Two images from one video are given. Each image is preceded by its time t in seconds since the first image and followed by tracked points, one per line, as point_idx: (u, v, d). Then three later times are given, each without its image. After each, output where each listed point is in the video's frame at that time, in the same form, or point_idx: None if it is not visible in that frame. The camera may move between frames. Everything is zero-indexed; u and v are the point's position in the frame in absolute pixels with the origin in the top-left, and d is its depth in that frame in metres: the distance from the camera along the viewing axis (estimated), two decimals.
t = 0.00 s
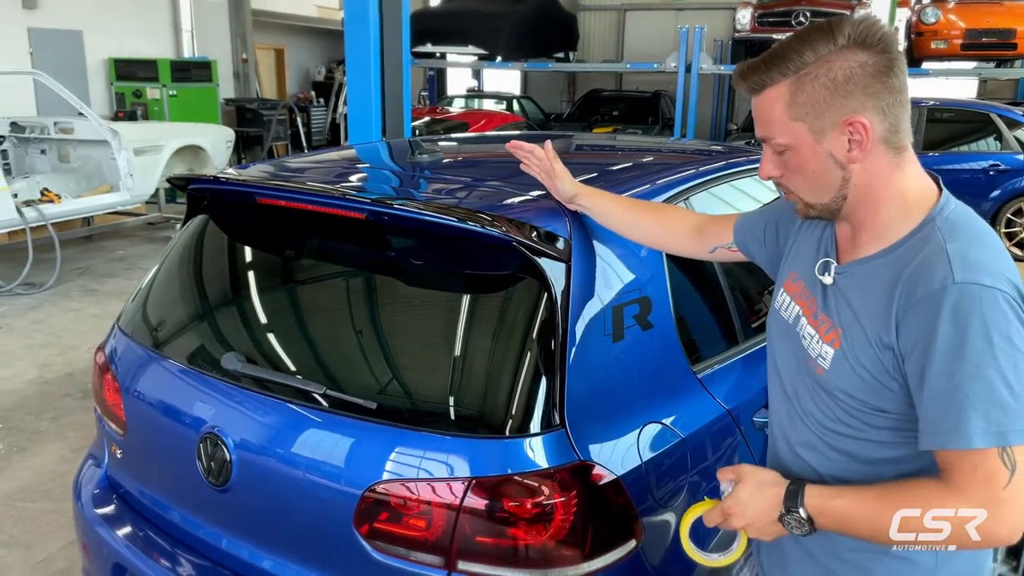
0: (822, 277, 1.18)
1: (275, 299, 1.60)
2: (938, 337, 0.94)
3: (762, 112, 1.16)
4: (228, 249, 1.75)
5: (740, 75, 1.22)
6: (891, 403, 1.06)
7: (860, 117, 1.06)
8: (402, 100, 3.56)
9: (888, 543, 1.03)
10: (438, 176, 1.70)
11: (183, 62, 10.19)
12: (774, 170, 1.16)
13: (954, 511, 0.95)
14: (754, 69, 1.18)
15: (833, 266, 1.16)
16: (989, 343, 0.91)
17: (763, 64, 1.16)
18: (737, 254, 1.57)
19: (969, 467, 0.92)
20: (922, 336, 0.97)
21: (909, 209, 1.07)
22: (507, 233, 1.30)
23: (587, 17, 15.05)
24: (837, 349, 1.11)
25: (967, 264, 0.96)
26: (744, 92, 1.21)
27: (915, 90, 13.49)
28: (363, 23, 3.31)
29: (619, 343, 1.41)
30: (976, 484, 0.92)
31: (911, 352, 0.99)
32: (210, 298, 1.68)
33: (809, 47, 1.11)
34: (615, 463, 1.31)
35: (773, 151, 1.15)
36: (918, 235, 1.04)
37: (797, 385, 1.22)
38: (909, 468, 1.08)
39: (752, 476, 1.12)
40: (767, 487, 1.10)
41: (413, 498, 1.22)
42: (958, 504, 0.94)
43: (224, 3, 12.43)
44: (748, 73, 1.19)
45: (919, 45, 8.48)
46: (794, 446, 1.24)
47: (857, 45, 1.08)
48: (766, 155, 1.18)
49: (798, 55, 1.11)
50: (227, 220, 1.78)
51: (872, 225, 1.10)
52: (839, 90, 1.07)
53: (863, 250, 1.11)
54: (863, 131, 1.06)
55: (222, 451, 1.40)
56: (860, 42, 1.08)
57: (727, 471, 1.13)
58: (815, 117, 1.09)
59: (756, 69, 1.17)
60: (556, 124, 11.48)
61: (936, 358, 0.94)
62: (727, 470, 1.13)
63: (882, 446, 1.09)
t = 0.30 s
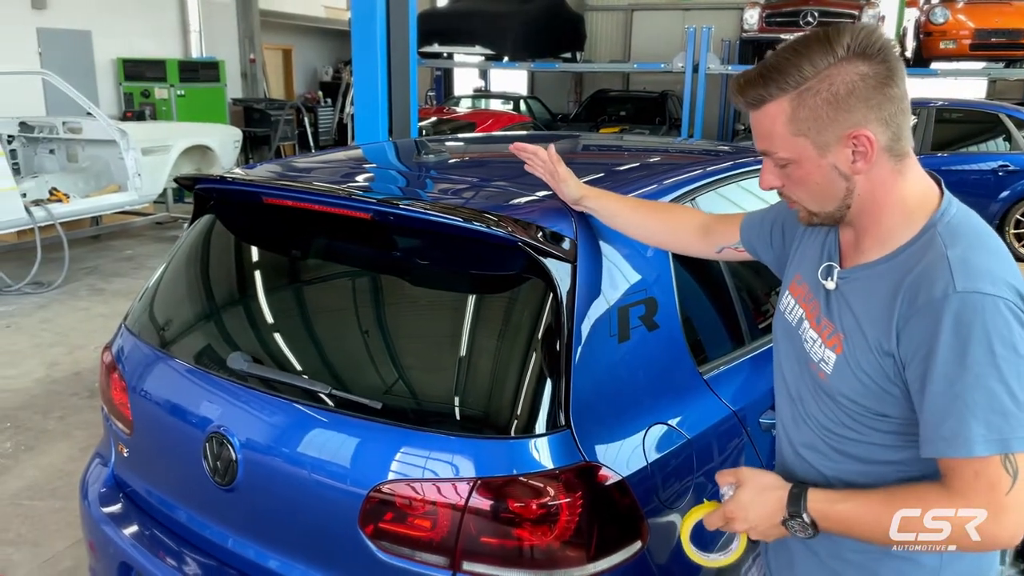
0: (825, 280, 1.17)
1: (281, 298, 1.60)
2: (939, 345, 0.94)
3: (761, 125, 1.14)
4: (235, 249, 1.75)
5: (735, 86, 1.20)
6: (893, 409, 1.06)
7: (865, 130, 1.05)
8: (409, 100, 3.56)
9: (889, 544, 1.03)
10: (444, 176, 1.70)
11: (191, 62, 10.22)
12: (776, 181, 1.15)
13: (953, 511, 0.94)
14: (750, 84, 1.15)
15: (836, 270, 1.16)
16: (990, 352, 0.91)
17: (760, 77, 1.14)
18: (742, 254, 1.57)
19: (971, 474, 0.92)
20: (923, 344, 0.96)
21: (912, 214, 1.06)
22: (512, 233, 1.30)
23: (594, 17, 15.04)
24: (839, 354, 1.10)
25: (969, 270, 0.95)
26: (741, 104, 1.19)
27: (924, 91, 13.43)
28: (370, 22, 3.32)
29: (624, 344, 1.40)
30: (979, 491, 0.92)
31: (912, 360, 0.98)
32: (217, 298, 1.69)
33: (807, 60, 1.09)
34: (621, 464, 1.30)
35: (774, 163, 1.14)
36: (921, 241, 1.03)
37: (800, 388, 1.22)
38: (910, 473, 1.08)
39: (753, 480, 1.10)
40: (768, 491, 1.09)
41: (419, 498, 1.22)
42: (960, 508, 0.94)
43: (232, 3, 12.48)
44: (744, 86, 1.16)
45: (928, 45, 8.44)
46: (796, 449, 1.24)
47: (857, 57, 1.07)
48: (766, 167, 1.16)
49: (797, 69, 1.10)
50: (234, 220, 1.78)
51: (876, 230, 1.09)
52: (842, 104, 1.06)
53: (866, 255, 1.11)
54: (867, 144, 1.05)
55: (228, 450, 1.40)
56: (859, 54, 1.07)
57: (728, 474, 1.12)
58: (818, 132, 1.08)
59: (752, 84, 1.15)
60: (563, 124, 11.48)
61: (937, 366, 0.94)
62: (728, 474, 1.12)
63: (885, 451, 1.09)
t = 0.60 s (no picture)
0: (832, 281, 1.16)
1: (286, 297, 1.60)
2: (947, 350, 0.93)
3: (772, 127, 1.12)
4: (239, 248, 1.74)
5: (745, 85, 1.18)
6: (899, 411, 1.05)
7: (881, 137, 1.04)
8: (413, 100, 3.56)
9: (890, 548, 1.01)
10: (448, 176, 1.69)
11: (197, 62, 10.24)
12: (784, 182, 1.14)
13: (954, 510, 0.94)
14: (762, 85, 1.13)
15: (843, 271, 1.15)
16: (998, 357, 0.90)
17: (772, 79, 1.11)
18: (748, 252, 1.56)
19: (981, 478, 0.91)
20: (932, 348, 0.96)
21: (919, 216, 1.05)
22: (516, 232, 1.30)
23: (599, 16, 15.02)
24: (846, 355, 1.09)
25: (978, 275, 0.94)
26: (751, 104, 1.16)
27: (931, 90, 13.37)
28: (374, 21, 3.32)
29: (629, 345, 1.40)
30: (989, 494, 0.92)
31: (920, 364, 0.97)
32: (221, 297, 1.69)
33: (823, 63, 1.07)
34: (625, 466, 1.29)
35: (784, 165, 1.12)
36: (930, 244, 1.02)
37: (805, 388, 1.21)
38: (915, 476, 1.08)
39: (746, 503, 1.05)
40: (767, 513, 1.05)
41: (421, 499, 1.22)
42: (968, 512, 0.93)
43: (238, 3, 12.50)
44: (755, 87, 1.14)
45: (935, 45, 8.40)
46: (800, 449, 1.23)
47: (874, 62, 1.05)
48: (775, 168, 1.15)
49: (812, 73, 1.07)
50: (239, 220, 1.78)
51: (883, 232, 1.08)
52: (858, 110, 1.04)
53: (873, 256, 1.10)
54: (882, 151, 1.04)
55: (230, 450, 1.40)
56: (877, 59, 1.05)
57: (719, 502, 1.06)
58: (833, 138, 1.06)
59: (763, 85, 1.12)
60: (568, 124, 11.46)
61: (944, 371, 0.93)
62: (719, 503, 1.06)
63: (890, 454, 1.09)
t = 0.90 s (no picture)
0: (840, 281, 1.16)
1: (290, 298, 1.60)
2: (957, 349, 0.92)
3: (784, 124, 1.10)
4: (244, 249, 1.74)
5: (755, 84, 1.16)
6: (908, 412, 1.04)
7: (895, 128, 1.03)
8: (417, 99, 3.56)
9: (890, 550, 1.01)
10: (453, 176, 1.69)
11: (202, 62, 10.27)
12: (794, 181, 1.12)
13: (954, 510, 0.94)
14: (775, 81, 1.11)
15: (851, 271, 1.14)
16: (1008, 356, 0.89)
17: (785, 75, 1.10)
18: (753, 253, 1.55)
19: (996, 478, 0.91)
20: (941, 347, 0.95)
21: (927, 215, 1.05)
22: (521, 233, 1.29)
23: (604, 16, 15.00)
24: (854, 356, 1.09)
25: (988, 274, 0.93)
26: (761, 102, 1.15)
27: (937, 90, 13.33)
28: (378, 21, 3.32)
29: (634, 346, 1.39)
30: (1007, 495, 0.91)
31: (930, 363, 0.97)
32: (226, 297, 1.69)
33: (837, 58, 1.06)
34: (630, 468, 1.29)
35: (795, 161, 1.11)
36: (938, 243, 1.02)
37: (812, 389, 1.20)
38: (923, 477, 1.07)
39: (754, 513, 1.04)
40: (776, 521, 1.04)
41: (426, 500, 1.22)
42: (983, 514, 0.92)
43: (243, 4, 12.52)
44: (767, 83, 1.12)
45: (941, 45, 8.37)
46: (807, 450, 1.22)
47: (887, 55, 1.05)
48: (784, 166, 1.13)
49: (827, 67, 1.06)
50: (243, 220, 1.78)
51: (891, 232, 1.08)
52: (874, 103, 1.03)
53: (881, 256, 1.09)
54: (897, 144, 1.03)
55: (235, 451, 1.40)
56: (890, 53, 1.05)
57: (728, 516, 1.06)
58: (848, 131, 1.05)
59: (776, 81, 1.11)
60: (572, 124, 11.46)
61: (954, 371, 0.92)
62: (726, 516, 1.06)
63: (899, 455, 1.08)
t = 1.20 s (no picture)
0: (844, 279, 1.15)
1: (294, 298, 1.60)
2: (964, 339, 0.92)
3: (811, 101, 1.07)
4: (248, 249, 1.74)
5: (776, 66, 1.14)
6: (915, 407, 1.04)
7: (923, 105, 1.03)
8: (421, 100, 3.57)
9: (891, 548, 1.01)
10: (459, 176, 1.69)
11: (206, 62, 10.29)
12: (813, 166, 1.08)
13: (953, 510, 0.94)
14: (805, 55, 1.08)
15: (855, 268, 1.14)
16: (1015, 344, 0.89)
17: (816, 49, 1.07)
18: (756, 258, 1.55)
19: (1016, 468, 0.90)
20: (947, 339, 0.95)
21: (932, 210, 1.05)
22: (524, 233, 1.29)
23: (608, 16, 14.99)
24: (860, 352, 1.08)
25: (990, 262, 0.93)
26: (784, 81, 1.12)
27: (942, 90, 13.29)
28: (382, 20, 3.32)
29: (638, 347, 1.39)
30: None
31: (936, 355, 0.97)
32: (230, 297, 1.69)
33: (869, 33, 1.05)
34: (635, 470, 1.29)
35: (818, 142, 1.07)
36: (941, 235, 1.01)
37: (818, 389, 1.20)
38: (934, 472, 1.07)
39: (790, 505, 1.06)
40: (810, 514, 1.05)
41: (430, 500, 1.22)
42: (1003, 508, 0.90)
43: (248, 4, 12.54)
44: (794, 60, 1.09)
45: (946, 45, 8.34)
46: (815, 450, 1.22)
47: (914, 36, 1.06)
48: (803, 150, 1.09)
49: (861, 40, 1.05)
50: (248, 220, 1.78)
51: (897, 227, 1.07)
52: (906, 77, 1.02)
53: (886, 251, 1.09)
54: (924, 123, 1.02)
55: (239, 450, 1.40)
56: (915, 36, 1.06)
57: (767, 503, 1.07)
58: (882, 105, 1.03)
59: (804, 57, 1.08)
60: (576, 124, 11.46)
61: (961, 361, 0.92)
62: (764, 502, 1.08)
63: (908, 450, 1.07)
